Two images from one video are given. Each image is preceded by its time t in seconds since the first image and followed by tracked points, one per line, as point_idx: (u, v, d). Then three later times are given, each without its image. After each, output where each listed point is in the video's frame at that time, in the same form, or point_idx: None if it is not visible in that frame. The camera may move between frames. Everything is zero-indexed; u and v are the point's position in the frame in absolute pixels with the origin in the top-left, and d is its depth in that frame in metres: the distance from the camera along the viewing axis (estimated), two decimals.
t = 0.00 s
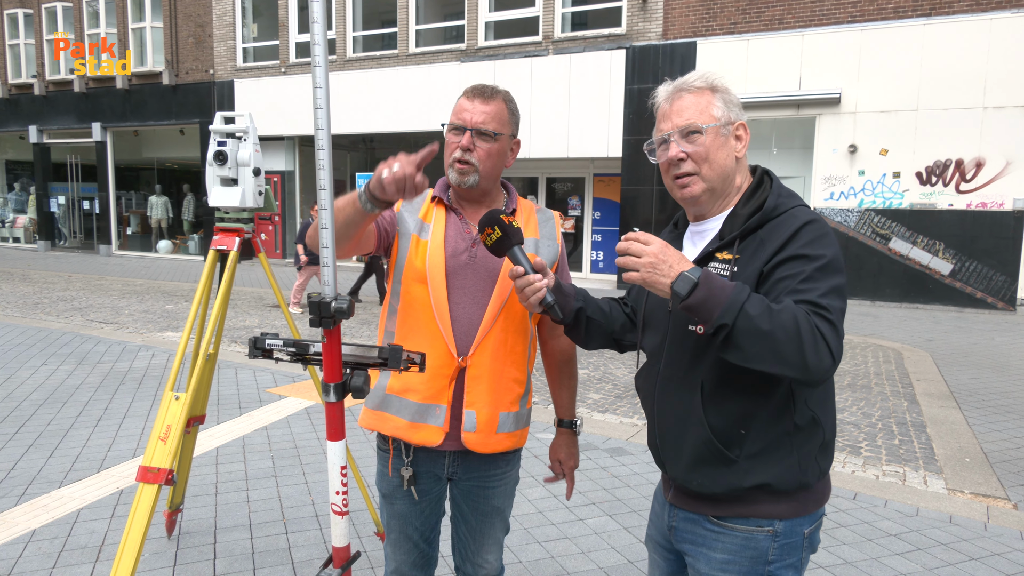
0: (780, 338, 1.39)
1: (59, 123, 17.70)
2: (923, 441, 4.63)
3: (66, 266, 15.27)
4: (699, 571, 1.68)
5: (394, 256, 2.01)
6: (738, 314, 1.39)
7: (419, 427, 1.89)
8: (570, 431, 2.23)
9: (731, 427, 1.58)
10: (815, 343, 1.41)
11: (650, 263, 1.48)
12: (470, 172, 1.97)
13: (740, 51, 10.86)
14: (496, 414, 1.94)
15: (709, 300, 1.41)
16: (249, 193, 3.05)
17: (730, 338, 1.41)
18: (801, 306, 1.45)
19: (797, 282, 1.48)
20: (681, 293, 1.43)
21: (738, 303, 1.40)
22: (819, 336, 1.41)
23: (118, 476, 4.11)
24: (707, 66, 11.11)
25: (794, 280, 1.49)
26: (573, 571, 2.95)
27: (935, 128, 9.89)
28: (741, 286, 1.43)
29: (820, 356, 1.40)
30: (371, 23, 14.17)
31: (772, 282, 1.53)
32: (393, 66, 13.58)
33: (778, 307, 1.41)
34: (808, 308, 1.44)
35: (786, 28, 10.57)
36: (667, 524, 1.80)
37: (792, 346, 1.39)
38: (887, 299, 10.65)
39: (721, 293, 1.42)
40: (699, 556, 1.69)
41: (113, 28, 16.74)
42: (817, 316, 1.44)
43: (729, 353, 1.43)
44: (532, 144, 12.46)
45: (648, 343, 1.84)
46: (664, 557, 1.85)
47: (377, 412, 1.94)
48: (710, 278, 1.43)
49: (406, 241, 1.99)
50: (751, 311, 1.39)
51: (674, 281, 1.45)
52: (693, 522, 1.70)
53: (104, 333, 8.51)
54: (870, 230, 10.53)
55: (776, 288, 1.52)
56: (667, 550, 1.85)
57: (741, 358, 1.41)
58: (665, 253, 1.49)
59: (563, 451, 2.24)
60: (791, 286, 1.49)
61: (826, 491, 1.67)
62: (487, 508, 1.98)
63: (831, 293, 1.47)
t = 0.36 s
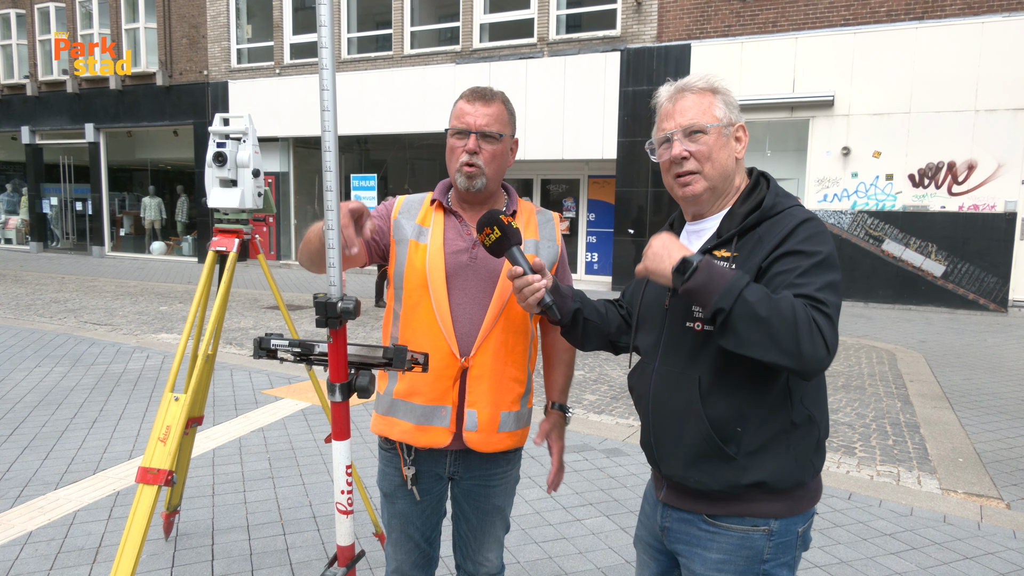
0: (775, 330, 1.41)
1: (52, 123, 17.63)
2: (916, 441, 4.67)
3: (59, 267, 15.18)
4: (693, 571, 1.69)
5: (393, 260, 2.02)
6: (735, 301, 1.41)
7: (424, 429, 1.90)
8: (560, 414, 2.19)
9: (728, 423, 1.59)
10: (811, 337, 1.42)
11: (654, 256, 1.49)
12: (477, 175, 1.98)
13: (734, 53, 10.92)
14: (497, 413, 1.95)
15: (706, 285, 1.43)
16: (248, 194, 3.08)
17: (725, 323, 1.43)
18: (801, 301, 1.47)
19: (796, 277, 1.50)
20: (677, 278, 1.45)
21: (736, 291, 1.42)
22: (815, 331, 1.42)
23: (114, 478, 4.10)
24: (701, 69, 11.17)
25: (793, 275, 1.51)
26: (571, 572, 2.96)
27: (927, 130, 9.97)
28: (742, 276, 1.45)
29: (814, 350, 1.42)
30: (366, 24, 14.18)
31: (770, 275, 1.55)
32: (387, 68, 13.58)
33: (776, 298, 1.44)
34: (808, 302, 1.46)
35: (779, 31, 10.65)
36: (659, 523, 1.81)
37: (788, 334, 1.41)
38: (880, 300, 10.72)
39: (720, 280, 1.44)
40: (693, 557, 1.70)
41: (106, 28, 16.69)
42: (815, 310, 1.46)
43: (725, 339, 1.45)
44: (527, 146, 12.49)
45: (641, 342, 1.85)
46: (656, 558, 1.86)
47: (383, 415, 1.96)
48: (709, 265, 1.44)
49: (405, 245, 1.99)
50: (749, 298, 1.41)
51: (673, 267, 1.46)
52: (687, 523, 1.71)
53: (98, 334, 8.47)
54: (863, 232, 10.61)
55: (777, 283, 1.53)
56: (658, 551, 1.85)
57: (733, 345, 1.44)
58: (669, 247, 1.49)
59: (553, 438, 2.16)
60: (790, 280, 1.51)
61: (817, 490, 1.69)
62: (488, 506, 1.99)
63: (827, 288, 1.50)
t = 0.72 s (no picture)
0: (819, 419, 1.33)
1: (45, 124, 17.54)
2: (910, 443, 4.70)
3: (52, 268, 15.10)
4: (675, 571, 1.67)
5: (393, 257, 2.04)
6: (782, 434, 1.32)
7: (420, 424, 1.91)
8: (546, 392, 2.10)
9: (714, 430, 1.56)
10: (841, 391, 1.34)
11: (693, 484, 1.34)
12: (460, 175, 2.00)
13: (729, 56, 10.96)
14: (495, 412, 1.96)
15: (754, 455, 1.33)
16: (246, 196, 3.10)
17: (786, 455, 1.34)
18: (817, 365, 1.37)
19: (811, 318, 1.40)
20: (723, 473, 1.33)
21: (767, 430, 1.32)
22: (841, 385, 1.34)
23: (110, 479, 4.09)
24: (695, 71, 11.21)
25: (806, 316, 1.41)
26: (568, 572, 2.97)
27: (920, 133, 10.04)
28: (762, 416, 1.33)
29: (850, 396, 1.35)
30: (361, 26, 14.18)
31: (782, 313, 1.44)
32: (383, 69, 13.57)
33: (801, 399, 1.33)
34: (824, 365, 1.36)
35: (773, 34, 10.71)
36: (646, 519, 1.80)
37: (829, 412, 1.34)
38: (874, 302, 10.78)
39: (754, 440, 1.33)
40: (675, 557, 1.68)
41: (100, 29, 16.64)
42: (840, 362, 1.36)
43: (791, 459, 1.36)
44: (522, 148, 12.51)
45: (638, 340, 1.80)
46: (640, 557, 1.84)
47: (379, 408, 1.96)
48: (730, 438, 1.33)
49: (406, 240, 2.00)
50: (782, 420, 1.33)
51: (712, 469, 1.33)
52: (671, 522, 1.69)
53: (92, 335, 8.44)
54: (856, 234, 10.68)
55: (788, 323, 1.43)
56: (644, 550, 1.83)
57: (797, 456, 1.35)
58: (690, 466, 1.35)
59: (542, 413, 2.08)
60: (806, 325, 1.41)
61: (804, 497, 1.66)
62: (484, 505, 2.00)
63: (845, 319, 1.41)
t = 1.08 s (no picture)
0: (810, 442, 1.32)
1: (42, 124, 17.50)
2: (907, 444, 4.72)
3: (48, 269, 15.06)
4: (670, 572, 1.60)
5: (393, 262, 2.04)
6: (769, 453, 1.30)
7: (423, 429, 1.91)
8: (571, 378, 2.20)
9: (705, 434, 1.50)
10: (832, 412, 1.32)
11: (680, 495, 1.37)
12: (460, 178, 2.00)
13: (726, 58, 11.00)
14: (495, 413, 1.97)
15: (743, 472, 1.32)
16: (246, 196, 3.12)
17: (777, 473, 1.34)
18: (810, 384, 1.35)
19: (810, 335, 1.36)
20: (709, 485, 1.34)
21: (756, 448, 1.30)
22: (833, 406, 1.32)
23: (108, 480, 4.09)
24: (693, 73, 11.25)
25: (805, 332, 1.37)
26: (566, 573, 2.98)
27: (917, 136, 10.08)
28: (751, 433, 1.32)
29: (843, 414, 1.33)
30: (358, 27, 14.19)
31: (778, 328, 1.40)
32: (381, 71, 13.58)
33: (792, 419, 1.31)
34: (817, 385, 1.33)
35: (771, 37, 10.74)
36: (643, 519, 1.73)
37: (818, 433, 1.32)
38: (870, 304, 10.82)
39: (742, 457, 1.32)
40: (670, 557, 1.61)
41: (97, 29, 16.63)
42: (836, 381, 1.33)
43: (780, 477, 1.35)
44: (520, 150, 12.53)
45: (642, 339, 1.75)
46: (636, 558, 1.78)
47: (383, 415, 1.97)
48: (717, 452, 1.32)
49: (404, 246, 2.00)
50: (769, 439, 1.31)
51: (700, 482, 1.35)
52: (667, 522, 1.62)
53: (88, 336, 8.42)
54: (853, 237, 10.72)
55: (789, 338, 1.39)
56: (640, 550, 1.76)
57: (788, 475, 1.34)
58: (678, 478, 1.37)
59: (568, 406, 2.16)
60: (806, 340, 1.37)
61: (802, 502, 1.58)
62: (485, 506, 2.00)
63: (848, 335, 1.36)
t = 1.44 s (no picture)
0: (803, 443, 1.31)
1: (38, 123, 17.46)
2: (903, 444, 4.74)
3: (44, 268, 15.01)
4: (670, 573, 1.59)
5: (391, 266, 2.05)
6: (760, 456, 1.30)
7: (424, 431, 1.92)
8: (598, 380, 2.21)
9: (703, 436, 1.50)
10: (823, 414, 1.31)
11: (671, 495, 1.38)
12: (454, 181, 2.01)
13: (723, 59, 11.03)
14: (494, 413, 1.98)
15: (733, 473, 1.32)
16: (245, 197, 3.09)
17: (769, 475, 1.33)
18: (803, 387, 1.34)
19: (803, 337, 1.36)
20: (699, 486, 1.35)
21: (748, 448, 1.31)
22: (826, 409, 1.31)
23: (105, 480, 4.08)
24: (690, 74, 11.26)
25: (798, 335, 1.37)
26: (564, 572, 2.99)
27: (914, 137, 10.10)
28: (741, 435, 1.32)
29: (835, 416, 1.32)
30: (356, 27, 14.17)
31: (771, 331, 1.40)
32: (378, 71, 13.58)
33: (783, 422, 1.31)
34: (809, 387, 1.33)
35: (768, 38, 10.76)
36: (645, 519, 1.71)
37: (809, 436, 1.31)
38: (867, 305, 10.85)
39: (732, 457, 1.32)
40: (669, 558, 1.59)
41: (94, 29, 16.61)
42: (828, 383, 1.32)
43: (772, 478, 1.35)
44: (517, 150, 12.54)
45: (643, 340, 1.75)
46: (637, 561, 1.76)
47: (385, 418, 1.98)
48: (708, 451, 1.33)
49: (401, 251, 2.02)
50: (759, 441, 1.31)
51: (691, 482, 1.35)
52: (666, 523, 1.60)
53: (85, 335, 8.40)
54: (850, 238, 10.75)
55: (782, 340, 1.38)
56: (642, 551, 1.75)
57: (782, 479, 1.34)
58: (669, 478, 1.38)
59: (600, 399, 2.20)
60: (799, 343, 1.36)
61: (802, 503, 1.55)
62: (484, 506, 2.01)
63: (842, 338, 1.36)
